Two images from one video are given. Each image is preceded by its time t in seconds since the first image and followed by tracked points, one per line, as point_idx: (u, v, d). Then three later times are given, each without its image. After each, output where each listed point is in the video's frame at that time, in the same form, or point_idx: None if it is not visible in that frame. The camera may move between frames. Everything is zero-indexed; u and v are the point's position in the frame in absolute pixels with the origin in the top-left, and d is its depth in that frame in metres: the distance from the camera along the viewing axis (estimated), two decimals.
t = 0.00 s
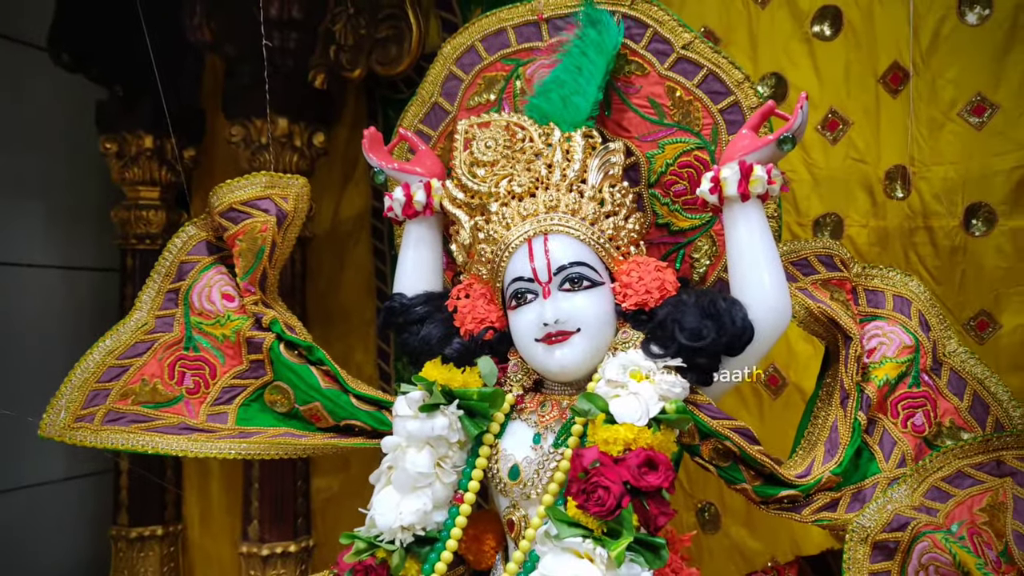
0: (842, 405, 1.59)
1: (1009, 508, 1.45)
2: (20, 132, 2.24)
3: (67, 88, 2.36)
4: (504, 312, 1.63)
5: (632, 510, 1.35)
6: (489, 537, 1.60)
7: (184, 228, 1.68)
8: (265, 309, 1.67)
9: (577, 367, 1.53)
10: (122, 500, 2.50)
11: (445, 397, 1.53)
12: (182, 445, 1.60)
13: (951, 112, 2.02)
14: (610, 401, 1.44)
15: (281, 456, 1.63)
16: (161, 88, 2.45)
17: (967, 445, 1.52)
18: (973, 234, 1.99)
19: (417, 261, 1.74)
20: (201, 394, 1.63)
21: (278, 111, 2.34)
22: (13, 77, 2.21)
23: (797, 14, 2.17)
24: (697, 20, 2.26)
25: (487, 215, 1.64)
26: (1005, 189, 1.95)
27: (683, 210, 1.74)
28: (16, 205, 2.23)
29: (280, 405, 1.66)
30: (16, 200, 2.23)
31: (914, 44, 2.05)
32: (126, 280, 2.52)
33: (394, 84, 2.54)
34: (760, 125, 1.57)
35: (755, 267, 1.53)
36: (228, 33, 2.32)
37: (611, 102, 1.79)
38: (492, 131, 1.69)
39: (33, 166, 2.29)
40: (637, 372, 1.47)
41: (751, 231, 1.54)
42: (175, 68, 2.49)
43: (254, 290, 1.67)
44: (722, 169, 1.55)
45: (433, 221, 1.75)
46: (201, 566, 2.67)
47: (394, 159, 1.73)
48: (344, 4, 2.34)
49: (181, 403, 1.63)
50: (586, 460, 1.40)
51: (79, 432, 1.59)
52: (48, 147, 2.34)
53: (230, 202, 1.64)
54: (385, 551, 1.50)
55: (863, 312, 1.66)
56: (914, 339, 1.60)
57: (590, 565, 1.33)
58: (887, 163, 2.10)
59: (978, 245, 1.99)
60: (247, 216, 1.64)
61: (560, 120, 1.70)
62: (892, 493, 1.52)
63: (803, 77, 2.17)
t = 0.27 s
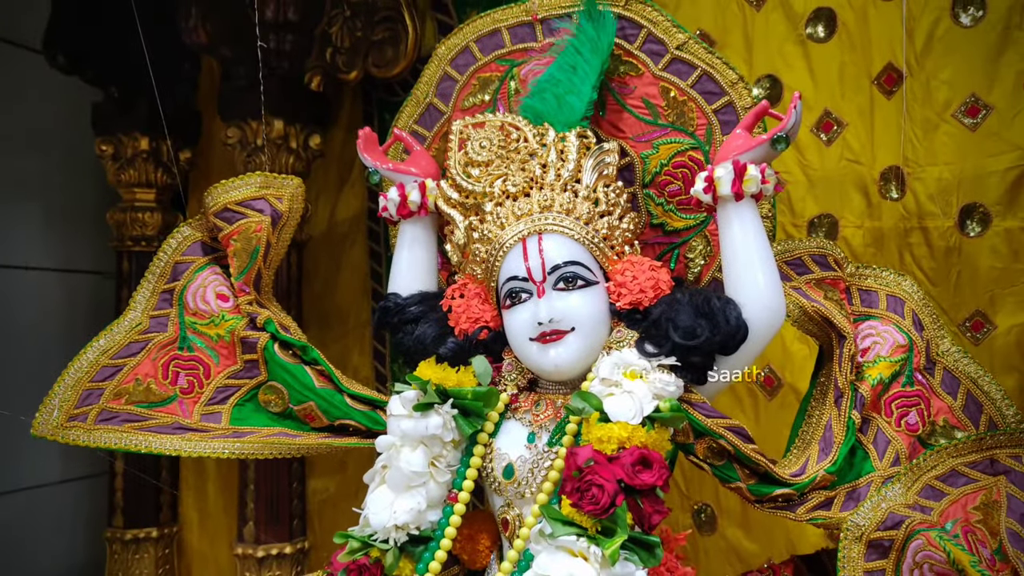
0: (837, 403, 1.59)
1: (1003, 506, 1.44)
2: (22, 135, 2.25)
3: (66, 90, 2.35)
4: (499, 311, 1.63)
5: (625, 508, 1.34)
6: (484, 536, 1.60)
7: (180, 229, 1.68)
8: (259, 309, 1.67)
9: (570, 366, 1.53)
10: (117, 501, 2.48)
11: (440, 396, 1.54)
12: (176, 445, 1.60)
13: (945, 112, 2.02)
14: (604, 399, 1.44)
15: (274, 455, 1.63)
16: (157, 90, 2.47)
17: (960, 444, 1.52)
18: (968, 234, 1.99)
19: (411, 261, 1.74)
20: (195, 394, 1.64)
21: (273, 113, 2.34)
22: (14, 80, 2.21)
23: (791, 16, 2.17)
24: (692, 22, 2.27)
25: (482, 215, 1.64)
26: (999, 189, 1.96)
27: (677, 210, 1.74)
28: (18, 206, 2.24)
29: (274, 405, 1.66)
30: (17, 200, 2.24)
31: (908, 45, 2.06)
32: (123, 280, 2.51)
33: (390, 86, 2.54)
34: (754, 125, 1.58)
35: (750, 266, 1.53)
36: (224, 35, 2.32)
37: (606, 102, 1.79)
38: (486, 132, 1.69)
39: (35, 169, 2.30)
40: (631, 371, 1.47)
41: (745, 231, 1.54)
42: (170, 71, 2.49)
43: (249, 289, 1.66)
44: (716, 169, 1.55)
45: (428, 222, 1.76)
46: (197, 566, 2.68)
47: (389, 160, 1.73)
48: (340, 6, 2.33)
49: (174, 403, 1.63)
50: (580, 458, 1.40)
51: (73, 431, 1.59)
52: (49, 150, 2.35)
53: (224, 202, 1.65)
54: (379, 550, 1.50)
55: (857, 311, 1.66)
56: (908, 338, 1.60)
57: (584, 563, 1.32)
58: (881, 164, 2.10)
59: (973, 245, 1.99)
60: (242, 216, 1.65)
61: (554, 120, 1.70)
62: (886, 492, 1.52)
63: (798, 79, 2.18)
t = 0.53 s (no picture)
0: (835, 402, 1.59)
1: (1001, 505, 1.44)
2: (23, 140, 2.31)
3: (66, 98, 2.42)
4: (496, 310, 1.63)
5: (623, 505, 1.34)
6: (482, 534, 1.60)
7: (177, 227, 1.68)
8: (257, 308, 1.67)
9: (568, 364, 1.53)
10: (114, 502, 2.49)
11: (437, 394, 1.54)
12: (173, 443, 1.60)
13: (943, 113, 2.03)
14: (601, 397, 1.44)
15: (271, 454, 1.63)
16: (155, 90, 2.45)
17: (958, 442, 1.52)
18: (967, 234, 2.00)
19: (409, 261, 1.74)
20: (193, 393, 1.63)
21: (271, 115, 2.34)
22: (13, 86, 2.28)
23: (788, 17, 2.18)
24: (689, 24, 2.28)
25: (479, 215, 1.64)
26: (997, 189, 1.97)
27: (675, 209, 1.74)
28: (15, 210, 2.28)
29: (270, 404, 1.65)
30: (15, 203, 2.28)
31: (906, 46, 2.06)
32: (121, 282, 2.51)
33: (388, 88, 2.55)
34: (751, 124, 1.58)
35: (747, 265, 1.53)
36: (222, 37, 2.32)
37: (604, 102, 1.79)
38: (483, 132, 1.69)
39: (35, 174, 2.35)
40: (628, 369, 1.46)
41: (742, 229, 1.54)
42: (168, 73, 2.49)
43: (246, 288, 1.66)
44: (713, 168, 1.55)
45: (426, 221, 1.75)
46: (195, 566, 2.67)
47: (386, 159, 1.73)
48: (338, 9, 2.35)
49: (172, 402, 1.62)
50: (577, 456, 1.40)
51: (70, 430, 1.59)
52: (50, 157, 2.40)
53: (222, 201, 1.65)
54: (377, 548, 1.50)
55: (855, 310, 1.66)
56: (905, 337, 1.60)
57: (582, 561, 1.32)
58: (879, 164, 2.11)
59: (971, 246, 2.00)
60: (239, 215, 1.65)
61: (552, 120, 1.71)
62: (885, 490, 1.52)
63: (795, 79, 2.18)
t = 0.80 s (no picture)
0: (835, 401, 1.59)
1: (1002, 504, 1.44)
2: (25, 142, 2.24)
3: (67, 96, 2.35)
4: (496, 309, 1.63)
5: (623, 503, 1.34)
6: (481, 533, 1.60)
7: (177, 227, 1.68)
8: (257, 307, 1.67)
9: (569, 363, 1.52)
10: (111, 504, 2.50)
11: (437, 393, 1.54)
12: (174, 441, 1.59)
13: (943, 114, 2.03)
14: (601, 395, 1.44)
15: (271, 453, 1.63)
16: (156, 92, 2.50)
17: (959, 440, 1.51)
18: (967, 234, 2.00)
19: (408, 260, 1.73)
20: (193, 391, 1.63)
21: (271, 117, 2.35)
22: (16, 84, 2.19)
23: (788, 18, 2.19)
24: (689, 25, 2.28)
25: (479, 214, 1.64)
26: (997, 189, 1.97)
27: (675, 209, 1.74)
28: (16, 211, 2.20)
29: (269, 403, 1.66)
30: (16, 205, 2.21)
31: (905, 47, 2.07)
32: (117, 286, 2.54)
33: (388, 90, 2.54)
34: (751, 124, 1.58)
35: (747, 264, 1.53)
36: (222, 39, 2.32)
37: (603, 102, 1.80)
38: (483, 132, 1.69)
39: (35, 175, 2.28)
40: (628, 367, 1.46)
41: (742, 228, 1.54)
42: (168, 74, 2.51)
43: (247, 287, 1.66)
44: (713, 168, 1.54)
45: (426, 221, 1.75)
46: (193, 568, 2.67)
47: (386, 159, 1.73)
48: (337, 12, 2.35)
49: (172, 401, 1.62)
50: (577, 454, 1.40)
51: (70, 428, 1.58)
52: (50, 156, 2.34)
53: (222, 201, 1.65)
54: (376, 546, 1.50)
55: (855, 309, 1.66)
56: (906, 336, 1.60)
57: (582, 559, 1.32)
58: (879, 165, 2.11)
59: (971, 246, 2.00)
60: (240, 214, 1.65)
61: (552, 120, 1.71)
62: (885, 489, 1.52)
63: (795, 80, 2.18)
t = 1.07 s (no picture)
0: (835, 398, 1.59)
1: (1003, 501, 1.44)
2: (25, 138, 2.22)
3: (66, 96, 2.33)
4: (496, 307, 1.63)
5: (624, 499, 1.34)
6: (481, 530, 1.60)
7: (177, 225, 1.68)
8: (257, 305, 1.67)
9: (569, 360, 1.52)
10: (110, 504, 2.50)
11: (437, 390, 1.54)
12: (173, 438, 1.59)
13: (943, 113, 2.04)
14: (601, 392, 1.44)
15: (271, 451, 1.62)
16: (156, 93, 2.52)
17: (959, 437, 1.52)
18: (968, 233, 2.00)
19: (409, 259, 1.73)
20: (193, 389, 1.63)
21: (272, 117, 2.36)
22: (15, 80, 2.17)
23: (787, 18, 2.19)
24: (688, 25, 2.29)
25: (479, 212, 1.64)
26: (997, 188, 1.97)
27: (675, 207, 1.74)
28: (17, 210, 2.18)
29: (269, 401, 1.66)
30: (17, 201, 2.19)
31: (905, 47, 2.07)
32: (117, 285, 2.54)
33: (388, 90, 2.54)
34: (751, 122, 1.58)
35: (747, 261, 1.53)
36: (223, 40, 2.33)
37: (603, 101, 1.80)
38: (483, 131, 1.69)
39: (36, 175, 2.26)
40: (628, 364, 1.46)
41: (741, 226, 1.54)
42: (168, 75, 2.51)
43: (247, 286, 1.66)
44: (713, 165, 1.54)
45: (426, 220, 1.75)
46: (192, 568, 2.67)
47: (386, 158, 1.73)
48: (337, 12, 2.33)
49: (172, 398, 1.62)
50: (576, 450, 1.40)
51: (70, 426, 1.59)
52: (50, 154, 2.33)
53: (222, 199, 1.65)
54: (376, 542, 1.51)
55: (855, 306, 1.66)
56: (907, 332, 1.60)
57: (582, 554, 1.32)
58: (879, 164, 2.11)
59: (972, 245, 2.00)
60: (240, 212, 1.65)
61: (552, 119, 1.71)
62: (885, 485, 1.52)
63: (795, 80, 2.18)
